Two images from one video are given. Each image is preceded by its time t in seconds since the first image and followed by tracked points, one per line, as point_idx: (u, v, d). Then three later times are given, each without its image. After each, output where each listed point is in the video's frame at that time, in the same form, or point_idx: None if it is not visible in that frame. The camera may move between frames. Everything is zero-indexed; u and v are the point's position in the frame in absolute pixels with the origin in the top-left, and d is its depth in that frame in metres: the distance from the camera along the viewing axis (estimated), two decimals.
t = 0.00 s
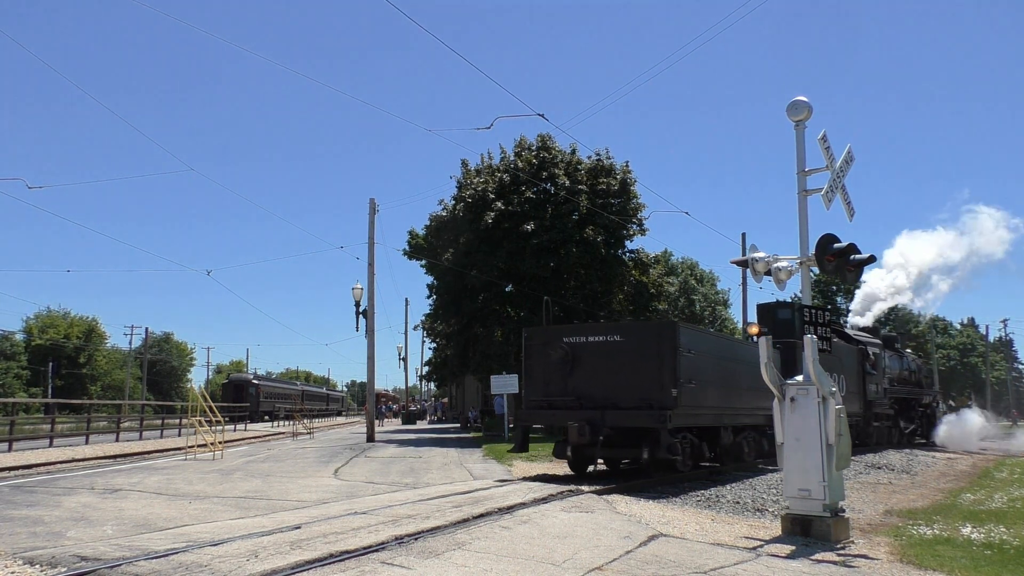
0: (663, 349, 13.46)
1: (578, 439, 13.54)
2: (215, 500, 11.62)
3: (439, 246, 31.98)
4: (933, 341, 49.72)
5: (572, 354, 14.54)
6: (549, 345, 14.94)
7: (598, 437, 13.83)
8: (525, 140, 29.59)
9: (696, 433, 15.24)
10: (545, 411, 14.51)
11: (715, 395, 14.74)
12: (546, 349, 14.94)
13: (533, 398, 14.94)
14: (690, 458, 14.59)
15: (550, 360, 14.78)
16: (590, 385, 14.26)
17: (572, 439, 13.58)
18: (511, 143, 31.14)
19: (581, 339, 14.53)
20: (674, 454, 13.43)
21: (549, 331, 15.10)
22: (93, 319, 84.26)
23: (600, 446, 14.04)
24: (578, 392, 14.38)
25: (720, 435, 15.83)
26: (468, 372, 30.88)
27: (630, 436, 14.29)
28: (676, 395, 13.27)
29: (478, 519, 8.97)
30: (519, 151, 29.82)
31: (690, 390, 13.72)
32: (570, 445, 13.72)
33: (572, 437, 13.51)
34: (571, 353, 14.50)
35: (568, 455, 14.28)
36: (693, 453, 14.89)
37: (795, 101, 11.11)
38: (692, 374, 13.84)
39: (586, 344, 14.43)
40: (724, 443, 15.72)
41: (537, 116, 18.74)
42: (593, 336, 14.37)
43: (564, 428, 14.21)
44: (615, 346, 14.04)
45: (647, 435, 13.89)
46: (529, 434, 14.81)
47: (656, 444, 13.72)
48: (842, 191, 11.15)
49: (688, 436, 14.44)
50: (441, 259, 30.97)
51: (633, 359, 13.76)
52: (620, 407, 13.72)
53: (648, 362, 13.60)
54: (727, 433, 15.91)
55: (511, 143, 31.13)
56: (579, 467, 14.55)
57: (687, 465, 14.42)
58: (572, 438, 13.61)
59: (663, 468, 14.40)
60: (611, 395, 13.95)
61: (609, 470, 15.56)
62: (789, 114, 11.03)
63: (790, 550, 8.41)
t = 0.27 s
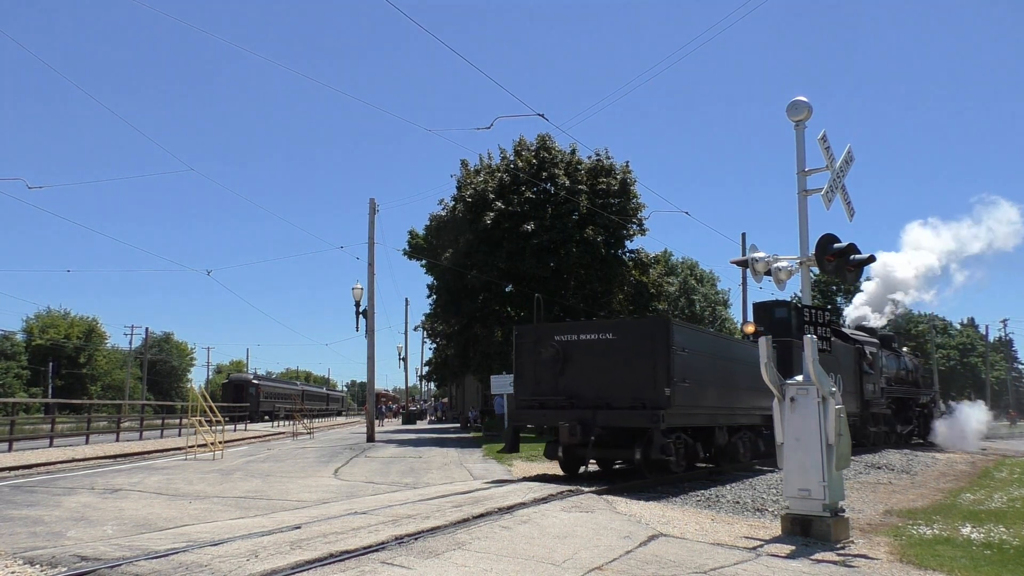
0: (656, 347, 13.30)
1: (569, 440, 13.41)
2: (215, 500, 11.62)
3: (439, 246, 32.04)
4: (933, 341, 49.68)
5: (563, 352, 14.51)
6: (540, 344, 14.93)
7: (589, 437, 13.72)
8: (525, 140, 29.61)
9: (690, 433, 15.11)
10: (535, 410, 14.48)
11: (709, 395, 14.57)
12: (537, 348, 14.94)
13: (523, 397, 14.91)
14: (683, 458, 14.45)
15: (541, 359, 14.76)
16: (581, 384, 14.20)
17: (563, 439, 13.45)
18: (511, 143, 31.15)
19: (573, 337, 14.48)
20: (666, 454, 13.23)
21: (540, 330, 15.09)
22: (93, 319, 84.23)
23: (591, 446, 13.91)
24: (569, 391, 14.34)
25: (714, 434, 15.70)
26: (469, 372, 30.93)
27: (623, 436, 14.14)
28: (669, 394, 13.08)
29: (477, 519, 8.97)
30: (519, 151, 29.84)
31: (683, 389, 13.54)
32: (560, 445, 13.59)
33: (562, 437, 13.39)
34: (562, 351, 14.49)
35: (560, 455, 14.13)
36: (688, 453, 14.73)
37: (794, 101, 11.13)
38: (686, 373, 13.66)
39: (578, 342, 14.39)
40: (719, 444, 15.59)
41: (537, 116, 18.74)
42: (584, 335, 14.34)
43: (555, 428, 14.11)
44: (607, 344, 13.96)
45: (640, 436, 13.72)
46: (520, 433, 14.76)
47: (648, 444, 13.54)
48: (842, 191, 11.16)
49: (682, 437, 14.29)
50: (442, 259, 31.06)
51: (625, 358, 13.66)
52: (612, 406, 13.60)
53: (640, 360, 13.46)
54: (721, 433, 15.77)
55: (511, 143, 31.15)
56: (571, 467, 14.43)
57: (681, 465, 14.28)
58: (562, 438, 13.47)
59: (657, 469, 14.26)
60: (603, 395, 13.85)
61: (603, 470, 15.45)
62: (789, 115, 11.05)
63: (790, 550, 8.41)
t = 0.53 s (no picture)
0: (649, 346, 13.08)
1: (559, 440, 13.20)
2: (215, 500, 11.62)
3: (439, 246, 32.07)
4: (933, 341, 49.66)
5: (554, 350, 14.33)
6: (531, 342, 14.74)
7: (580, 437, 13.52)
8: (525, 139, 29.60)
9: (684, 433, 14.89)
10: (525, 409, 14.29)
11: (704, 394, 14.31)
12: (528, 346, 14.76)
13: (514, 396, 14.74)
14: (677, 460, 14.24)
15: (532, 357, 14.58)
16: (572, 383, 14.00)
17: (553, 439, 13.22)
18: (511, 143, 31.15)
19: (564, 336, 14.29)
20: (659, 455, 12.98)
21: (531, 327, 14.89)
22: (93, 319, 84.20)
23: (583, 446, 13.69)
24: (560, 391, 14.15)
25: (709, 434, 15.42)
26: (471, 372, 31.04)
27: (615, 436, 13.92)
28: (663, 393, 12.84)
29: (478, 519, 8.97)
30: (519, 151, 29.83)
31: (678, 389, 13.30)
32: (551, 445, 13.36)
33: (552, 437, 13.17)
34: (553, 349, 14.31)
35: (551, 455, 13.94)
36: (682, 454, 14.52)
37: (794, 100, 11.14)
38: (680, 372, 13.39)
39: (569, 340, 14.21)
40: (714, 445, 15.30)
41: (538, 116, 18.71)
42: (576, 332, 14.15)
43: (546, 427, 13.91)
44: (599, 342, 13.76)
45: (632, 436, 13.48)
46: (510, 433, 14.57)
47: (641, 445, 13.31)
48: (843, 191, 11.16)
49: (676, 437, 14.08)
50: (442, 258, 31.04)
51: (618, 356, 13.42)
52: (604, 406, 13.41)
53: (633, 359, 13.23)
54: (717, 433, 15.50)
55: (511, 143, 31.15)
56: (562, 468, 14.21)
57: (674, 467, 14.08)
58: (552, 438, 13.24)
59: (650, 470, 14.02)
60: (594, 394, 13.65)
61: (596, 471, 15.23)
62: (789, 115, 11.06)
63: (790, 550, 8.41)
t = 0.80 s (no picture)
0: (641, 344, 12.87)
1: (549, 440, 12.96)
2: (216, 500, 11.62)
3: (439, 246, 32.06)
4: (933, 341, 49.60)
5: (545, 349, 14.05)
6: (521, 340, 14.45)
7: (571, 437, 13.27)
8: (525, 140, 29.59)
9: (677, 433, 14.80)
10: (516, 409, 14.01)
11: (699, 394, 14.22)
12: (518, 344, 14.44)
13: (504, 396, 14.42)
14: (670, 460, 14.14)
15: (522, 356, 14.30)
16: (563, 383, 13.75)
17: (543, 439, 12.98)
18: (511, 143, 31.14)
19: (555, 334, 14.00)
20: (653, 456, 12.80)
21: (521, 325, 14.56)
22: (93, 319, 84.16)
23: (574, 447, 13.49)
24: (551, 390, 13.89)
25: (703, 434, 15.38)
26: (472, 372, 31.10)
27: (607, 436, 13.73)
28: (656, 393, 12.68)
29: (478, 519, 8.97)
30: (519, 151, 29.84)
31: (671, 388, 13.16)
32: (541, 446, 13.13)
33: (543, 437, 12.92)
34: (544, 347, 14.02)
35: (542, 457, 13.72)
36: (675, 454, 14.40)
37: (794, 100, 11.15)
38: (673, 371, 13.24)
39: (560, 338, 13.92)
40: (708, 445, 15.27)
41: (537, 116, 18.70)
42: (567, 330, 13.85)
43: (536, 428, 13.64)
44: (590, 340, 13.51)
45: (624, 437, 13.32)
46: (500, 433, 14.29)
47: (634, 446, 13.09)
48: (843, 191, 11.16)
49: (669, 437, 13.98)
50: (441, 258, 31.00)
51: (610, 355, 13.20)
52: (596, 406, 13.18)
53: (626, 358, 13.02)
54: (711, 433, 15.44)
55: (511, 143, 31.14)
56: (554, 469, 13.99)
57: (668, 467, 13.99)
58: (542, 438, 13.00)
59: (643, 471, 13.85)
60: (586, 393, 13.42)
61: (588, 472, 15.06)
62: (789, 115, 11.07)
63: (790, 550, 8.41)
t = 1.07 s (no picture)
0: (635, 342, 12.72)
1: (540, 441, 12.75)
2: (216, 500, 11.62)
3: (439, 246, 32.09)
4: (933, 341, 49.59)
5: (536, 348, 13.87)
6: (511, 339, 14.23)
7: (562, 438, 13.06)
8: (525, 140, 29.59)
9: (670, 434, 14.64)
10: (506, 409, 13.77)
11: (693, 394, 14.06)
12: (509, 342, 14.23)
13: (493, 396, 14.21)
14: (664, 461, 13.94)
15: (512, 355, 14.09)
16: (555, 382, 13.56)
17: (533, 440, 12.77)
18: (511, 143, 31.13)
19: (546, 332, 13.82)
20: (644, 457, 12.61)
21: (511, 323, 14.38)
22: (93, 319, 84.13)
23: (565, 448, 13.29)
24: (542, 390, 13.69)
25: (697, 435, 15.21)
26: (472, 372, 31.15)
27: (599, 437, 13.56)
28: (648, 392, 12.52)
29: (478, 519, 8.97)
30: (518, 151, 29.83)
31: (664, 387, 13.00)
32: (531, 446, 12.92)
33: (533, 438, 12.71)
34: (535, 346, 13.83)
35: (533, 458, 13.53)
36: (670, 455, 14.24)
37: (794, 101, 11.15)
38: (666, 370, 13.09)
39: (551, 337, 13.75)
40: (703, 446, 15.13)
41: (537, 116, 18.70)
42: (558, 329, 13.68)
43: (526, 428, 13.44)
44: (583, 339, 13.35)
45: (616, 437, 13.12)
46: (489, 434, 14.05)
47: (626, 446, 12.89)
48: (843, 191, 11.16)
49: (663, 438, 13.82)
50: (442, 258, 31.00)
51: (603, 354, 13.04)
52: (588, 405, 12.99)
53: (619, 357, 12.87)
54: (705, 434, 15.29)
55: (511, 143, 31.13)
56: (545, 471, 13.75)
57: (661, 469, 13.78)
58: (532, 439, 12.79)
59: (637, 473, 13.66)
60: (578, 393, 13.24)
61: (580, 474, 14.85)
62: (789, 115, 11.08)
63: (790, 550, 8.41)
